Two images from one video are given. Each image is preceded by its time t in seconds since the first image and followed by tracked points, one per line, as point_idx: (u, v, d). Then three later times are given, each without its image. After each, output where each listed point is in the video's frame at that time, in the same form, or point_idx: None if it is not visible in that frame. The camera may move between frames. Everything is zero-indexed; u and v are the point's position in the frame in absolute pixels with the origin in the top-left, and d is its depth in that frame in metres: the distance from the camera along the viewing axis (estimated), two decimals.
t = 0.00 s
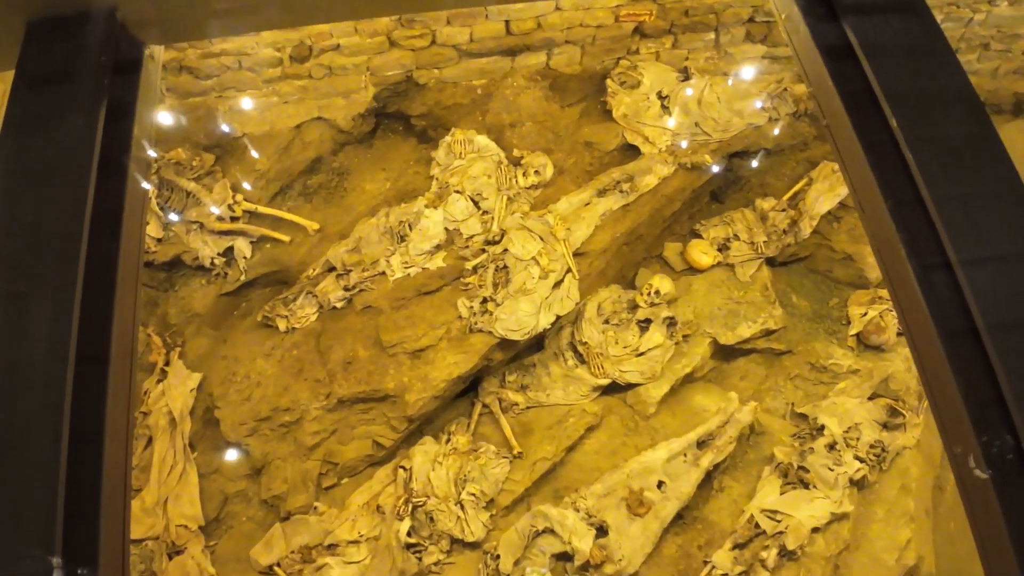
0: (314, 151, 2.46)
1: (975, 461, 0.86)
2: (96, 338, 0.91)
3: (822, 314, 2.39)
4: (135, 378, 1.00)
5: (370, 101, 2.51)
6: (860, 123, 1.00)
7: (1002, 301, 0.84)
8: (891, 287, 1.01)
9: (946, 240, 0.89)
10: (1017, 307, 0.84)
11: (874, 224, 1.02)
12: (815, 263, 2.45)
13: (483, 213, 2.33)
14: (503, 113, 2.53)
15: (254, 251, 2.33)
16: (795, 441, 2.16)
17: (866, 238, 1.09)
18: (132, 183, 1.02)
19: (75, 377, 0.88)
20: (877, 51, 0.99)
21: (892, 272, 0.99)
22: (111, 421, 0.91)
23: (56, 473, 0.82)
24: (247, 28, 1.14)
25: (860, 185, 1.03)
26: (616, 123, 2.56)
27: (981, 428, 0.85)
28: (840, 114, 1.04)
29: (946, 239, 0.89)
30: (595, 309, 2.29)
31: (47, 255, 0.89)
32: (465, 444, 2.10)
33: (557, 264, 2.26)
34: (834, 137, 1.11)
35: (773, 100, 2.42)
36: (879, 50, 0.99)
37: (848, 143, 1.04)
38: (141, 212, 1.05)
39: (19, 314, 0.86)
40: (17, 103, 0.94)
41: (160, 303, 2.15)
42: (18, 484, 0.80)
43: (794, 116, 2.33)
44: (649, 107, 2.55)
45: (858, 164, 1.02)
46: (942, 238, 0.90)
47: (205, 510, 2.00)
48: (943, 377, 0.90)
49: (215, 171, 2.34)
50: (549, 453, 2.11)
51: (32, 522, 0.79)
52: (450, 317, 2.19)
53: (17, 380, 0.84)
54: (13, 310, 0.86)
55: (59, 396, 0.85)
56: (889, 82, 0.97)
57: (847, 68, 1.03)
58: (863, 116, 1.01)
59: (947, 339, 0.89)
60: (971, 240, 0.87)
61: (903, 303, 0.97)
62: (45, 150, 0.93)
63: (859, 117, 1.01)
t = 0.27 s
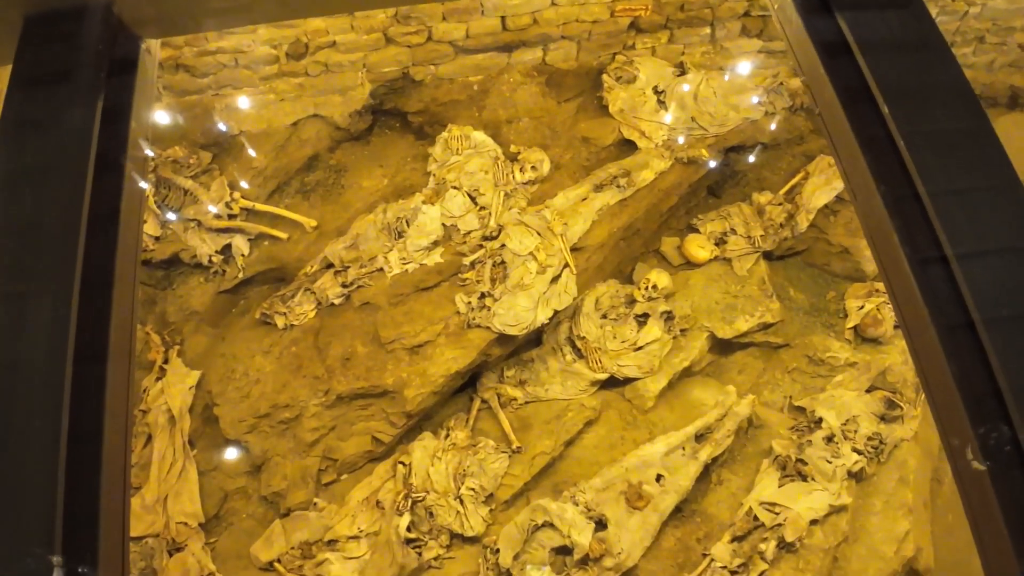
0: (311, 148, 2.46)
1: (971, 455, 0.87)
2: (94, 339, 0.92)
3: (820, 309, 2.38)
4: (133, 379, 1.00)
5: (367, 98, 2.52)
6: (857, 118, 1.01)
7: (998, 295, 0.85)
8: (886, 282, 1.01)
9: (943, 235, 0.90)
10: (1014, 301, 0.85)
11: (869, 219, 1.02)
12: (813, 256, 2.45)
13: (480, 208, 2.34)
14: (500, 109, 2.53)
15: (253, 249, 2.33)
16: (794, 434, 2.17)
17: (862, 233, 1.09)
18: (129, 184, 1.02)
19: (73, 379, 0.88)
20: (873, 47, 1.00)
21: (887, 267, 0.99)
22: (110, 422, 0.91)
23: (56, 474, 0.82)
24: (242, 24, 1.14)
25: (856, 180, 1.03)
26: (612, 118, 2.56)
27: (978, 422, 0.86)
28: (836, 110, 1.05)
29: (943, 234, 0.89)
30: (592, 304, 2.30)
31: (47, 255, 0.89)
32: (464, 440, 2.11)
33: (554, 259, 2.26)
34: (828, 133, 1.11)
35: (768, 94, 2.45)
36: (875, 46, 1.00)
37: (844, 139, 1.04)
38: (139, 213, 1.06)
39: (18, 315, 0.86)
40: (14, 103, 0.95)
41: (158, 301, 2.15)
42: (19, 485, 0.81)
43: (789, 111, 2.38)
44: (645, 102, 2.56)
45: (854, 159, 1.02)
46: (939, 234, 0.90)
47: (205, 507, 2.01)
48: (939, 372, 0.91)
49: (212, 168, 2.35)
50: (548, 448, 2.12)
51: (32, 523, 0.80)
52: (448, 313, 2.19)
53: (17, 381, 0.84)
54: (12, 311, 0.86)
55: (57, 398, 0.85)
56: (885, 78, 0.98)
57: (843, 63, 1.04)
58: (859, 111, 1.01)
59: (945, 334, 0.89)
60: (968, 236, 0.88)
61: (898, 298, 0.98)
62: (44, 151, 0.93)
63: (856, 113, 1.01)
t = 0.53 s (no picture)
0: (308, 145, 2.46)
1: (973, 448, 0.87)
2: (92, 339, 0.91)
3: (819, 302, 2.39)
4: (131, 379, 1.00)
5: (364, 94, 2.53)
6: (857, 112, 1.01)
7: (998, 288, 0.85)
8: (886, 276, 1.01)
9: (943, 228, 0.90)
10: (1014, 294, 0.84)
11: (870, 213, 1.02)
12: (811, 250, 2.45)
13: (478, 204, 2.34)
14: (498, 104, 2.53)
15: (251, 246, 2.33)
16: (793, 427, 2.16)
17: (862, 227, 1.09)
18: (126, 183, 1.02)
19: (72, 379, 0.88)
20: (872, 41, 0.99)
21: (887, 261, 0.99)
22: (109, 422, 0.91)
23: (57, 473, 0.82)
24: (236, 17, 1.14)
25: (856, 174, 1.03)
26: (610, 112, 2.56)
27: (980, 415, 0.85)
28: (836, 104, 1.05)
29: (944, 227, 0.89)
30: (591, 298, 2.30)
31: (45, 253, 0.89)
32: (464, 435, 2.11)
33: (553, 253, 2.26)
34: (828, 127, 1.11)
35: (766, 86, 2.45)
36: (874, 39, 0.99)
37: (844, 132, 1.04)
38: (136, 211, 1.05)
39: (17, 315, 0.86)
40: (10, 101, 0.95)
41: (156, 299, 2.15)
42: (21, 484, 0.80)
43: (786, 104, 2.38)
44: (643, 96, 2.56)
45: (854, 153, 1.02)
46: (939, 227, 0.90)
47: (205, 504, 2.00)
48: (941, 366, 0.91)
49: (210, 166, 2.35)
50: (548, 442, 2.12)
51: (34, 520, 0.79)
52: (446, 309, 2.19)
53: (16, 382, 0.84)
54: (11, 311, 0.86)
55: (56, 398, 0.84)
56: (885, 71, 0.98)
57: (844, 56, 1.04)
58: (859, 105, 1.01)
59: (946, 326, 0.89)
60: (967, 229, 0.88)
61: (899, 292, 0.98)
62: (41, 151, 0.93)
63: (856, 107, 1.01)
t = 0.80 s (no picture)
0: (306, 140, 2.46)
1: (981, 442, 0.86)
2: (87, 336, 0.91)
3: (818, 294, 2.38)
4: (128, 376, 1.00)
5: (361, 88, 2.52)
6: (861, 105, 1.01)
7: (1003, 279, 0.85)
8: (890, 269, 1.01)
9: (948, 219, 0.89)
10: (1019, 284, 0.84)
11: (874, 206, 1.02)
12: (810, 243, 2.45)
13: (476, 198, 2.34)
14: (495, 98, 2.53)
15: (248, 242, 2.32)
16: (793, 420, 2.15)
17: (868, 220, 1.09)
18: (121, 181, 1.02)
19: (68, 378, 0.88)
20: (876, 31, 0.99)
21: (891, 254, 0.99)
22: (105, 419, 0.91)
23: (54, 471, 0.81)
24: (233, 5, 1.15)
25: (860, 166, 1.03)
26: (608, 105, 2.56)
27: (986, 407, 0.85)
28: (839, 97, 1.05)
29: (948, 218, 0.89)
30: (590, 292, 2.30)
31: (41, 249, 0.89)
32: (464, 429, 2.11)
33: (552, 247, 2.26)
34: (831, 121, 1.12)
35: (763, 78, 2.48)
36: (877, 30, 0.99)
37: (847, 125, 1.04)
38: (130, 210, 1.06)
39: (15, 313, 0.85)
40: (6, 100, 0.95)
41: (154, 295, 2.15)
42: (18, 482, 0.79)
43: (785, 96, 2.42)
44: (641, 90, 2.55)
45: (858, 145, 1.02)
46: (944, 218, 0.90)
47: (205, 500, 1.99)
48: (947, 358, 0.90)
49: (207, 162, 2.34)
50: (547, 436, 2.12)
51: (31, 517, 0.78)
52: (445, 303, 2.19)
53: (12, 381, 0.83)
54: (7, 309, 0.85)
55: (52, 395, 0.83)
56: (889, 62, 0.97)
57: (845, 50, 1.04)
58: (863, 98, 1.01)
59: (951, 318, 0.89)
60: (972, 220, 0.87)
61: (904, 285, 0.98)
62: (35, 148, 0.93)
63: (859, 100, 1.02)
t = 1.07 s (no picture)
0: (304, 133, 2.45)
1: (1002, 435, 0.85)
2: (85, 333, 0.92)
3: (818, 284, 2.37)
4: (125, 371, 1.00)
5: (358, 81, 2.50)
6: (875, 97, 1.00)
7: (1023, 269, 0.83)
8: (909, 263, 1.00)
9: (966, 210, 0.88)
10: None
11: (890, 198, 1.01)
12: (811, 234, 2.44)
13: (476, 190, 2.33)
14: (494, 90, 2.52)
15: (247, 236, 2.31)
16: (795, 411, 2.14)
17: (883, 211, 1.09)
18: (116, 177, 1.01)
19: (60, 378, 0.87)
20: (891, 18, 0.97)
21: (910, 247, 0.98)
22: (101, 414, 0.90)
23: (49, 468, 0.80)
24: None
25: (876, 159, 1.03)
26: (607, 97, 2.55)
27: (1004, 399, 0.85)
28: (854, 90, 1.04)
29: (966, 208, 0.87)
30: (591, 284, 2.29)
31: (39, 247, 0.87)
32: (465, 422, 2.10)
33: (552, 239, 2.25)
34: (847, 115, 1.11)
35: (762, 68, 2.47)
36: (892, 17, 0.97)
37: (862, 118, 1.04)
38: (126, 206, 1.05)
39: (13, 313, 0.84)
40: None
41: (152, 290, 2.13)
42: (14, 481, 0.78)
43: (784, 86, 2.44)
44: (640, 80, 2.54)
45: (874, 138, 1.02)
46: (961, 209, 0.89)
47: (205, 495, 1.99)
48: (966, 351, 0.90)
49: (205, 156, 2.33)
50: (549, 429, 2.11)
51: (28, 515, 0.77)
52: (445, 296, 2.18)
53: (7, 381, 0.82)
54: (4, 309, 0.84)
55: (48, 392, 0.83)
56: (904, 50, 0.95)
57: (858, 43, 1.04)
58: (877, 91, 1.01)
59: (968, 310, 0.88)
60: (990, 209, 0.86)
61: (923, 278, 0.97)
62: (29, 145, 0.91)
63: (873, 92, 1.01)
